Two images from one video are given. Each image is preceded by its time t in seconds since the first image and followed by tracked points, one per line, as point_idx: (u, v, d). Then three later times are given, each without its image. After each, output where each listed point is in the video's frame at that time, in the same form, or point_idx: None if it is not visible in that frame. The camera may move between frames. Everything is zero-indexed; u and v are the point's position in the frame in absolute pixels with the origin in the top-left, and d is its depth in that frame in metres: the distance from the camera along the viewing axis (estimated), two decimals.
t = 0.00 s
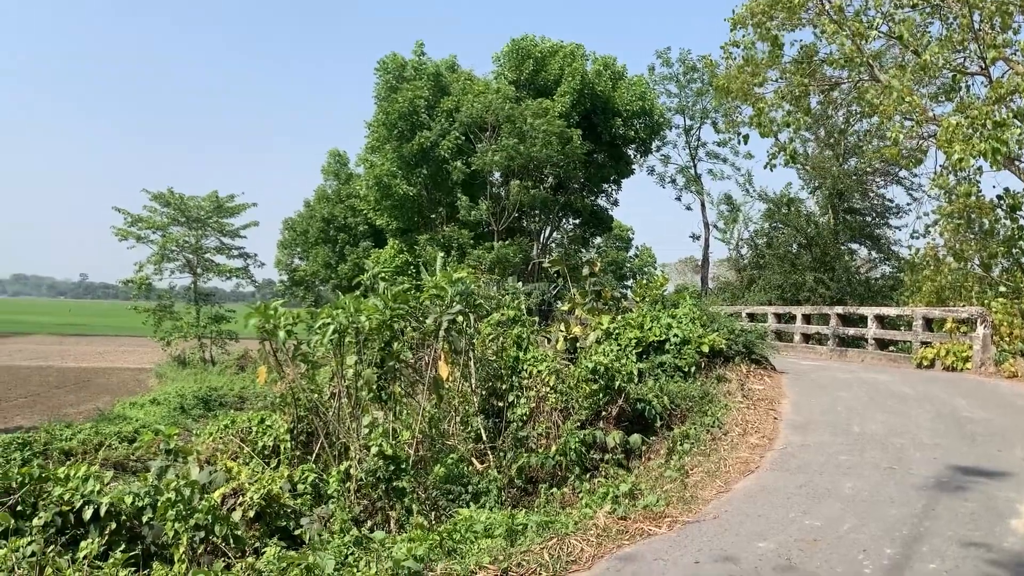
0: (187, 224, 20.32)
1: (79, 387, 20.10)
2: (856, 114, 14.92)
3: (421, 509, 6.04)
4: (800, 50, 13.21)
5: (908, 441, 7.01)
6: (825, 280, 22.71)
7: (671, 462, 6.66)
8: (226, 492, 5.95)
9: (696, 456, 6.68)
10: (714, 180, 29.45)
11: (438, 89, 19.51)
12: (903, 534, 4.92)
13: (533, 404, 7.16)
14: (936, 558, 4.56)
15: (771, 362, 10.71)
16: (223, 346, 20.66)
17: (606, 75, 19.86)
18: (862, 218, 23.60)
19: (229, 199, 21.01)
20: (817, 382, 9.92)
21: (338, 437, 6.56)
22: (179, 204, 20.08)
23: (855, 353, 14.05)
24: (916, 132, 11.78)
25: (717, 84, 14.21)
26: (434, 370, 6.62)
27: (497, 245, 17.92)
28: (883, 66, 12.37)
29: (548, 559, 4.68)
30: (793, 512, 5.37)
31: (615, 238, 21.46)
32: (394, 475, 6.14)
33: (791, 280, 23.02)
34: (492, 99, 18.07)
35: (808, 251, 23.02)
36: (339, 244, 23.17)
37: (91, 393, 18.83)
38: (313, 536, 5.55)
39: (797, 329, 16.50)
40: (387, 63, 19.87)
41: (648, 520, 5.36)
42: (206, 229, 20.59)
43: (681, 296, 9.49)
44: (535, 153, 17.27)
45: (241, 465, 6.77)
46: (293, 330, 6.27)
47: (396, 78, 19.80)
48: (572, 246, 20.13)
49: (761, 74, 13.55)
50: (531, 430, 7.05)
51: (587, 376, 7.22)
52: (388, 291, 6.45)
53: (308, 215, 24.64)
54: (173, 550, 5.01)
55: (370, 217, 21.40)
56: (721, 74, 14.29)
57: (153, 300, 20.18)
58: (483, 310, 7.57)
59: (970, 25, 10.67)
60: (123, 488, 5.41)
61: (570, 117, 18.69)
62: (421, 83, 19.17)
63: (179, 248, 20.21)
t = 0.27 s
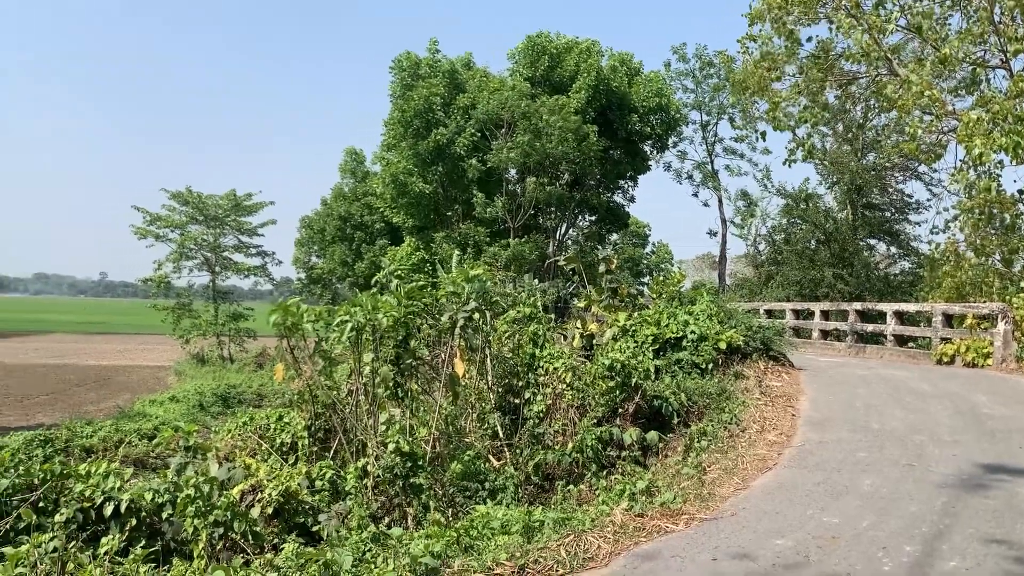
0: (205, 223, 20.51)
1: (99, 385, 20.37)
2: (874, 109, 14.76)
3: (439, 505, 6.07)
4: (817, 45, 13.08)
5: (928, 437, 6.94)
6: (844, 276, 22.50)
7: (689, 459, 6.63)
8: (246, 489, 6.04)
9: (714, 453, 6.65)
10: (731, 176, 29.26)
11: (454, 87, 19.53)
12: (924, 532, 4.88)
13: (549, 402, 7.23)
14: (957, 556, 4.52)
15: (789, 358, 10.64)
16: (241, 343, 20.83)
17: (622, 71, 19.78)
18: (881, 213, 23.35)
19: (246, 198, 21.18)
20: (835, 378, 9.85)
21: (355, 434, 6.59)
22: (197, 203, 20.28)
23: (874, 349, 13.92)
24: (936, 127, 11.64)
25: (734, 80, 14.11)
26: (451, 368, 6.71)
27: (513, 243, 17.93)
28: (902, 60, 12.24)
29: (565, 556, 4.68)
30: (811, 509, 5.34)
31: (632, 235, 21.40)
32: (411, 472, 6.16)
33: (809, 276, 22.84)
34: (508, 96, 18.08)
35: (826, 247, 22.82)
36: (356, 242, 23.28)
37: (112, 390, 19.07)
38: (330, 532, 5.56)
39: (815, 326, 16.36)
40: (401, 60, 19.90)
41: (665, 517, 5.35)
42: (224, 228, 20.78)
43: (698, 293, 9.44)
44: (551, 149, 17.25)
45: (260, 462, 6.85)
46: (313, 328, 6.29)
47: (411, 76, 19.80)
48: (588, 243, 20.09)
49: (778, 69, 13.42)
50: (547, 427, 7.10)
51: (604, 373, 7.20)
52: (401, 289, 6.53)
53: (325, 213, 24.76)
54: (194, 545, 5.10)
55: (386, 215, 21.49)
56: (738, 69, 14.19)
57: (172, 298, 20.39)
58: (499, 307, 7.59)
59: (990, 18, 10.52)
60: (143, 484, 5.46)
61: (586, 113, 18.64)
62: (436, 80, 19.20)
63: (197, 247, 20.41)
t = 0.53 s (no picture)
0: (223, 221, 20.69)
1: (119, 382, 20.61)
2: (892, 103, 14.59)
3: (455, 501, 6.10)
4: (834, 39, 12.94)
5: (947, 434, 6.88)
6: (862, 271, 22.31)
7: (705, 455, 6.62)
8: (262, 485, 6.02)
9: (731, 450, 6.62)
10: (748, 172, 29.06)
11: (468, 83, 19.53)
12: (943, 528, 4.83)
13: (565, 398, 7.20)
14: (977, 553, 4.47)
15: (806, 355, 10.57)
16: (258, 340, 20.99)
17: (637, 66, 19.70)
18: (900, 208, 23.12)
19: (263, 196, 21.33)
20: (853, 375, 9.77)
21: (372, 430, 6.63)
22: (215, 201, 20.45)
23: (892, 345, 13.79)
24: (955, 121, 11.49)
25: (750, 75, 13.99)
26: (467, 364, 6.68)
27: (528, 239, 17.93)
28: (920, 54, 12.09)
29: (582, 553, 4.69)
30: (829, 506, 5.30)
31: (648, 232, 21.38)
32: (428, 468, 6.15)
33: (827, 272, 22.65)
34: (524, 92, 18.07)
35: (844, 242, 22.62)
36: (372, 240, 23.38)
37: (131, 387, 19.30)
38: (348, 528, 5.60)
39: (833, 321, 16.22)
40: (416, 58, 19.92)
41: (682, 514, 5.34)
42: (241, 225, 20.93)
43: (715, 289, 9.40)
44: (567, 146, 17.26)
45: (278, 458, 6.89)
46: (330, 324, 6.30)
47: (426, 73, 19.74)
48: (604, 239, 20.05)
49: (794, 64, 13.29)
50: (563, 423, 7.09)
51: (619, 369, 7.24)
52: (417, 285, 6.55)
53: (341, 210, 24.84)
54: (212, 541, 5.10)
55: (402, 212, 21.56)
56: (754, 64, 14.10)
57: (191, 295, 20.59)
58: (514, 304, 7.61)
59: (1011, 10, 10.36)
60: (162, 480, 5.56)
61: (601, 109, 18.57)
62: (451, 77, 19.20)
63: (215, 245, 20.59)
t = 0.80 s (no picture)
0: (240, 218, 20.84)
1: (139, 377, 20.86)
2: (912, 96, 14.40)
3: (471, 497, 6.10)
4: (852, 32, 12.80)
5: (967, 430, 6.80)
6: (881, 266, 22.08)
7: (722, 451, 6.59)
8: (280, 480, 6.11)
9: (748, 446, 6.59)
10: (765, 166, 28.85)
11: (483, 79, 19.51)
12: (963, 525, 4.79)
13: (581, 394, 7.18)
14: (998, 550, 4.43)
15: (824, 350, 10.50)
16: (275, 336, 21.13)
17: (653, 61, 19.60)
18: (919, 203, 22.75)
19: (280, 192, 21.47)
20: (871, 370, 9.69)
21: (388, 425, 6.68)
22: (232, 197, 20.61)
23: (911, 341, 13.65)
24: (975, 114, 11.34)
25: (767, 69, 13.86)
26: (483, 360, 6.72)
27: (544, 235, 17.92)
28: (940, 47, 11.93)
29: (598, 549, 4.69)
30: (847, 502, 5.27)
31: (665, 226, 21.55)
32: (444, 463, 6.17)
33: (845, 267, 22.40)
34: (539, 88, 18.04)
35: (862, 237, 22.36)
36: (388, 236, 23.48)
37: (151, 383, 19.52)
38: (365, 524, 5.62)
39: (851, 317, 16.06)
40: (431, 54, 19.94)
41: (698, 510, 5.32)
42: (259, 222, 21.08)
43: (732, 284, 9.35)
44: (582, 141, 17.21)
45: (295, 452, 6.91)
46: (345, 321, 6.43)
47: (441, 69, 19.76)
48: (620, 235, 19.99)
49: (812, 58, 13.16)
50: (579, 419, 7.08)
51: (636, 365, 7.18)
52: (433, 282, 6.61)
53: (357, 207, 24.93)
54: (230, 536, 5.20)
55: (418, 208, 21.62)
56: (771, 58, 13.99)
57: (208, 292, 20.78)
58: (530, 300, 7.62)
59: None
60: (180, 475, 5.62)
61: (617, 104, 18.49)
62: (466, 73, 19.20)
63: (232, 241, 20.76)
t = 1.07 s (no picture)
0: (257, 214, 21.00)
1: (158, 373, 21.10)
2: (931, 90, 14.23)
3: (487, 492, 6.12)
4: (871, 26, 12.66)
5: (987, 426, 6.73)
6: (899, 262, 21.85)
7: (739, 447, 6.56)
8: (298, 474, 6.15)
9: (765, 442, 6.56)
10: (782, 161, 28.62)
11: (499, 74, 19.50)
12: (981, 522, 4.75)
13: (597, 389, 7.17)
14: (1018, 547, 4.38)
15: (841, 346, 10.41)
16: (292, 332, 21.27)
17: (669, 56, 19.50)
18: (937, 197, 22.64)
19: (297, 189, 21.60)
20: (890, 366, 9.60)
21: (405, 421, 6.73)
22: (249, 194, 20.77)
23: (930, 337, 13.51)
24: (995, 108, 11.20)
25: (783, 64, 13.76)
26: (500, 356, 6.72)
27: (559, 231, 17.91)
28: (960, 40, 11.79)
29: (615, 544, 4.69)
30: (865, 498, 5.23)
31: (682, 222, 21.77)
32: (460, 458, 6.23)
33: (863, 262, 22.22)
34: (556, 83, 18.03)
35: (880, 232, 22.15)
36: (404, 232, 23.56)
37: (170, 378, 19.74)
38: (381, 518, 5.66)
39: (869, 312, 15.91)
40: (446, 50, 19.97)
41: (715, 506, 5.31)
42: (276, 218, 21.22)
43: (749, 280, 9.29)
44: (598, 137, 17.16)
45: (313, 447, 6.95)
46: (362, 316, 6.45)
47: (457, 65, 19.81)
48: (636, 231, 19.94)
49: (829, 53, 13.03)
50: (595, 414, 7.07)
51: (652, 361, 7.20)
52: (448, 278, 6.65)
53: (373, 203, 25.02)
54: (249, 529, 5.25)
55: (434, 204, 21.67)
56: (788, 52, 13.88)
57: (226, 287, 20.96)
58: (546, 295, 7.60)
59: None
60: (199, 469, 5.66)
61: (633, 98, 18.41)
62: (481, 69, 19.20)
63: (250, 237, 20.93)
